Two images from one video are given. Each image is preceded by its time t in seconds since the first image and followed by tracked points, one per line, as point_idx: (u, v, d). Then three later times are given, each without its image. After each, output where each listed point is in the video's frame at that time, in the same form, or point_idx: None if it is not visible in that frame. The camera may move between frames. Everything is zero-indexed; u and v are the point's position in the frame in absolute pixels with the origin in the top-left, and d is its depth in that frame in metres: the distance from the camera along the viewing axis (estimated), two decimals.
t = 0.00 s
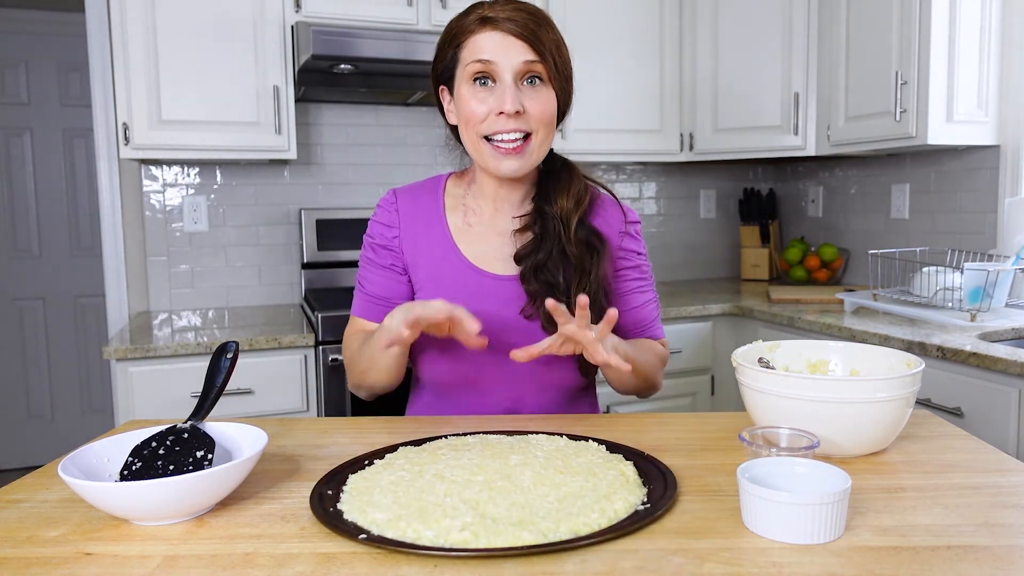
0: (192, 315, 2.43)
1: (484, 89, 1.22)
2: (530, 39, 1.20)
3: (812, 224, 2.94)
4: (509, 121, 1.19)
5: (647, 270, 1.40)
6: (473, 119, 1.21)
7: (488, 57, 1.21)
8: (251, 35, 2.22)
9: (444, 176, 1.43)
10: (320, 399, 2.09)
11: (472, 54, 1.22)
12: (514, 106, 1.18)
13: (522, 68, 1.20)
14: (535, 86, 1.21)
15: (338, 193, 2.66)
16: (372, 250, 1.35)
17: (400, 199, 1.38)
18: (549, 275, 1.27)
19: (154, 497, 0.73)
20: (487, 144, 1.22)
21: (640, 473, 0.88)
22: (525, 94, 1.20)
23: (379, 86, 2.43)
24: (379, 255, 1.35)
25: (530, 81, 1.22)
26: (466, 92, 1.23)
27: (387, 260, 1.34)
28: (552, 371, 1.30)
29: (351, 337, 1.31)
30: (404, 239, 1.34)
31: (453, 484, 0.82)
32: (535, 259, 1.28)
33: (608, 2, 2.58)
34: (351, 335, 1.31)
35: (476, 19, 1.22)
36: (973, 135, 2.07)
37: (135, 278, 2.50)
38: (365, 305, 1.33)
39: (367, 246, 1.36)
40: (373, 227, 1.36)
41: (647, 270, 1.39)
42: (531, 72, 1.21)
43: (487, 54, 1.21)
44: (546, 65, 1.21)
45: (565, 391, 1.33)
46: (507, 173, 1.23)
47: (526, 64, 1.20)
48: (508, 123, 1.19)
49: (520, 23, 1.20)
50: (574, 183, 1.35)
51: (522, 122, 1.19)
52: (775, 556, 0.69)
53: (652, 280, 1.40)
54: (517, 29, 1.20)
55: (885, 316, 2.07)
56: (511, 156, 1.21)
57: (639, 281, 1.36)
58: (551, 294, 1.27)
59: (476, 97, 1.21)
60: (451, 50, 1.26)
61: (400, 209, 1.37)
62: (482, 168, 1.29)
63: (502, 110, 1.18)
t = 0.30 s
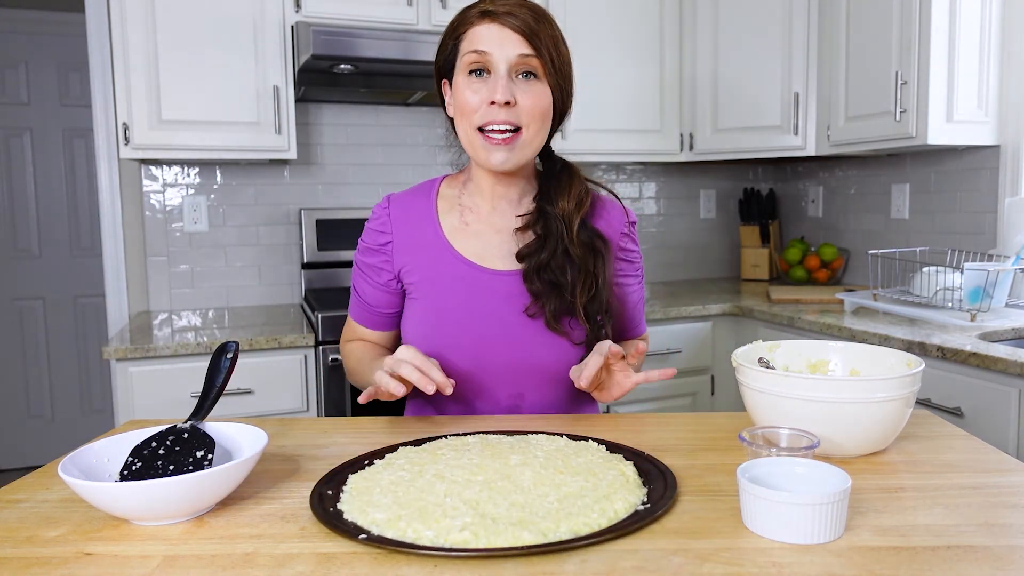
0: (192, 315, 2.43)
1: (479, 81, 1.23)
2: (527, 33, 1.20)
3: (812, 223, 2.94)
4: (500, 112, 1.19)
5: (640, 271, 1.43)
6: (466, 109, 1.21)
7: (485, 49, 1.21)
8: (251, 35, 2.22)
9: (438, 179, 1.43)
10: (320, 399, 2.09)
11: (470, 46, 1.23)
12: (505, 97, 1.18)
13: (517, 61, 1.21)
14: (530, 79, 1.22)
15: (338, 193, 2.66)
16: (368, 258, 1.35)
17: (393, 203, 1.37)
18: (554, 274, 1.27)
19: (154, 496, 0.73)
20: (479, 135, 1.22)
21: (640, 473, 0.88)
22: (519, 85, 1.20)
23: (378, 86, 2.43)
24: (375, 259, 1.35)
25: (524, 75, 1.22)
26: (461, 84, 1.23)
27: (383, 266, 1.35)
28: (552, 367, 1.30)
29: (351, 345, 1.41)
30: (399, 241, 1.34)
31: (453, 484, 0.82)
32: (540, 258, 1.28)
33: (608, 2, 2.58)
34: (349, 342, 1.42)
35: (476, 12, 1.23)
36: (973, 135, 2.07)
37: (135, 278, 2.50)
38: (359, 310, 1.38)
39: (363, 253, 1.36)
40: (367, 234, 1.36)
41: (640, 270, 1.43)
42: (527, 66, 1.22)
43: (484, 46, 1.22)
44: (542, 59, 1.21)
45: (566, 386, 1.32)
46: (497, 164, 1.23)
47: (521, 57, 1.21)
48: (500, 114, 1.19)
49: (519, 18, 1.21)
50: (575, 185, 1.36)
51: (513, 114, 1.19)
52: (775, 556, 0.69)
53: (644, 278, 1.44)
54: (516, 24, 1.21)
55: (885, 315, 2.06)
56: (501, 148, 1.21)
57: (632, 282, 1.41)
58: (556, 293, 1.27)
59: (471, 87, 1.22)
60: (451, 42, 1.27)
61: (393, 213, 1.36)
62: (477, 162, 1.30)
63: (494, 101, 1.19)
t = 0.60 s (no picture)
0: (192, 315, 2.43)
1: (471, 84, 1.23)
2: (519, 40, 1.20)
3: (812, 223, 2.94)
4: (490, 116, 1.19)
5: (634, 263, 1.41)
6: (458, 111, 1.22)
7: (478, 53, 1.22)
8: (251, 35, 2.22)
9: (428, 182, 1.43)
10: (320, 399, 2.09)
11: (464, 50, 1.23)
12: (495, 100, 1.18)
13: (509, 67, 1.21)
14: (520, 85, 1.22)
15: (339, 193, 2.66)
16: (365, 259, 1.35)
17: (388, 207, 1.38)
18: (542, 266, 1.28)
19: (154, 496, 0.73)
20: (468, 136, 1.22)
21: (640, 473, 0.88)
22: (509, 91, 1.21)
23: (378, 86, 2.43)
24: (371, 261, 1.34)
25: (516, 81, 1.22)
26: (453, 86, 1.24)
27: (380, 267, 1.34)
28: (551, 362, 1.30)
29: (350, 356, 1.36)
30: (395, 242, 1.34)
31: (453, 484, 0.82)
32: (528, 251, 1.28)
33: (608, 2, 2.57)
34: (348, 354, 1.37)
35: (472, 17, 1.23)
36: (973, 135, 2.07)
37: (135, 278, 2.50)
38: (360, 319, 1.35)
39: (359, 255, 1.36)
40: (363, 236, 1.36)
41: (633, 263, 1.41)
42: (518, 72, 1.22)
43: (477, 50, 1.22)
44: (534, 66, 1.21)
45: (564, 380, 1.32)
46: (486, 166, 1.23)
47: (514, 63, 1.21)
48: (490, 117, 1.19)
49: (513, 24, 1.21)
50: (564, 182, 1.37)
51: (503, 118, 1.20)
52: (775, 556, 0.69)
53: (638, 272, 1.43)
54: (510, 30, 1.21)
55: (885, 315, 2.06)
56: (491, 150, 1.22)
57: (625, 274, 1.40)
58: (545, 285, 1.27)
59: (463, 90, 1.22)
60: (445, 44, 1.27)
61: (388, 216, 1.36)
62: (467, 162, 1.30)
63: (484, 104, 1.19)
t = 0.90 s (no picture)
0: (192, 315, 2.43)
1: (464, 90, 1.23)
2: (513, 48, 1.20)
3: (812, 223, 2.94)
4: (481, 123, 1.20)
5: (628, 264, 1.39)
6: (450, 116, 1.22)
7: (472, 60, 1.22)
8: (251, 34, 2.22)
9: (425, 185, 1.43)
10: (320, 399, 2.09)
11: (458, 55, 1.23)
12: (486, 108, 1.19)
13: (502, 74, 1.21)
14: (513, 91, 1.22)
15: (339, 193, 2.66)
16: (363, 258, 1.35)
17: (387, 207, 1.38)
18: (530, 267, 1.28)
19: (154, 496, 0.73)
20: (459, 142, 1.24)
21: (640, 473, 0.88)
22: (501, 98, 1.21)
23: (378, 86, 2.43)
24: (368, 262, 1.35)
25: (508, 87, 1.23)
26: (447, 91, 1.24)
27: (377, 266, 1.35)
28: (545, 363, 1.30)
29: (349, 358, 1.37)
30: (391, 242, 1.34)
31: (453, 484, 0.82)
32: (515, 252, 1.28)
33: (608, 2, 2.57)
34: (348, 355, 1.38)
35: (467, 22, 1.22)
36: (973, 135, 2.07)
37: (135, 278, 2.50)
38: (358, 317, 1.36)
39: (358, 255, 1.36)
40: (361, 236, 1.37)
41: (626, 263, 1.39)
42: (511, 79, 1.22)
43: (471, 56, 1.22)
44: (526, 74, 1.21)
45: (558, 382, 1.32)
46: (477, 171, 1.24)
47: (506, 70, 1.21)
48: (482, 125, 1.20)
49: (507, 31, 1.20)
50: (557, 184, 1.36)
51: (494, 126, 1.20)
52: (775, 555, 0.69)
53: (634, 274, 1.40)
54: (503, 37, 1.20)
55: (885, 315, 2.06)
56: (481, 157, 1.23)
57: (620, 275, 1.36)
58: (532, 286, 1.27)
59: (455, 96, 1.22)
60: (441, 48, 1.27)
61: (386, 216, 1.37)
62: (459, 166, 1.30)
63: (475, 112, 1.19)
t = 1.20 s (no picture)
0: (192, 315, 2.43)
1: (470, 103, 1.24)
2: (517, 61, 1.20)
3: (812, 223, 2.94)
4: (489, 139, 1.22)
5: (632, 264, 1.40)
6: (458, 131, 1.23)
7: (476, 74, 1.21)
8: (251, 34, 2.22)
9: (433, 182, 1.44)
10: (320, 399, 2.09)
11: (462, 69, 1.23)
12: (494, 126, 1.20)
13: (507, 88, 1.21)
14: (519, 105, 1.23)
15: (339, 193, 2.66)
16: (370, 250, 1.35)
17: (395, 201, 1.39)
18: (536, 264, 1.28)
19: (154, 496, 0.73)
20: (468, 155, 1.25)
21: (640, 473, 0.88)
22: (508, 113, 1.22)
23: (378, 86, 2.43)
24: (375, 252, 1.35)
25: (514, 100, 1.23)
26: (452, 105, 1.25)
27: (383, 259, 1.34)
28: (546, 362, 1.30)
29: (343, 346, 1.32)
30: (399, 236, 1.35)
31: (453, 484, 0.82)
32: (521, 249, 1.29)
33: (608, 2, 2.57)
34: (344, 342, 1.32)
35: (469, 34, 1.22)
36: (973, 135, 2.07)
37: (136, 278, 2.50)
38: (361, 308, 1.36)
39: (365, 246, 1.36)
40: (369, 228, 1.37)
41: (630, 263, 1.39)
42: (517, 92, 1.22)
43: (474, 70, 1.21)
44: (532, 86, 1.21)
45: (558, 381, 1.32)
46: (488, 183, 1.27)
47: (512, 85, 1.21)
48: (489, 141, 1.22)
49: (509, 44, 1.20)
50: (562, 181, 1.37)
51: (502, 141, 1.22)
52: (775, 556, 0.69)
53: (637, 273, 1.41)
54: (506, 50, 1.20)
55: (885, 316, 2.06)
56: (490, 172, 1.26)
57: (624, 273, 1.37)
58: (538, 282, 1.28)
59: (462, 110, 1.23)
60: (444, 59, 1.27)
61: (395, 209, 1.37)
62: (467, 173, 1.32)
63: (483, 130, 1.21)
